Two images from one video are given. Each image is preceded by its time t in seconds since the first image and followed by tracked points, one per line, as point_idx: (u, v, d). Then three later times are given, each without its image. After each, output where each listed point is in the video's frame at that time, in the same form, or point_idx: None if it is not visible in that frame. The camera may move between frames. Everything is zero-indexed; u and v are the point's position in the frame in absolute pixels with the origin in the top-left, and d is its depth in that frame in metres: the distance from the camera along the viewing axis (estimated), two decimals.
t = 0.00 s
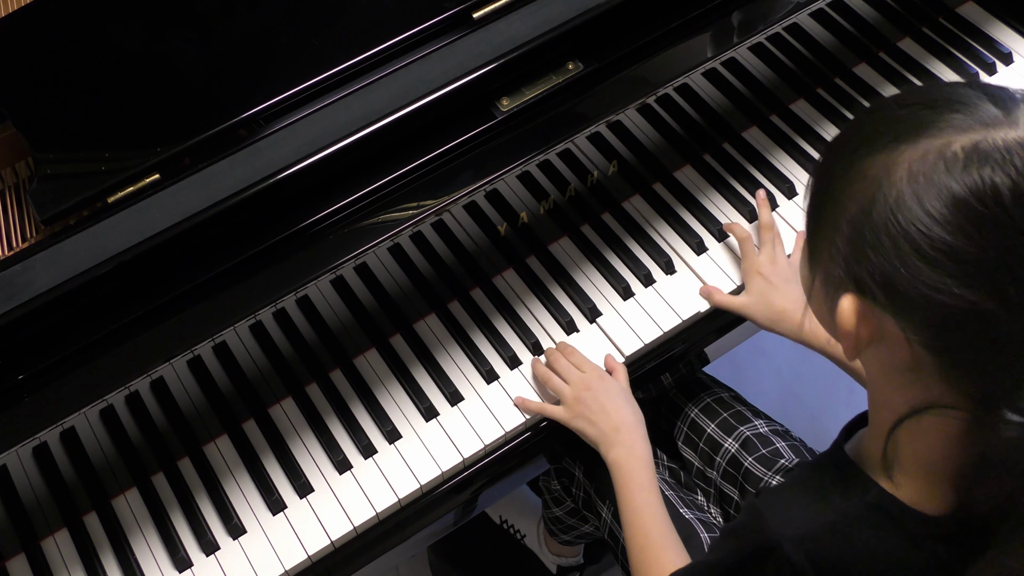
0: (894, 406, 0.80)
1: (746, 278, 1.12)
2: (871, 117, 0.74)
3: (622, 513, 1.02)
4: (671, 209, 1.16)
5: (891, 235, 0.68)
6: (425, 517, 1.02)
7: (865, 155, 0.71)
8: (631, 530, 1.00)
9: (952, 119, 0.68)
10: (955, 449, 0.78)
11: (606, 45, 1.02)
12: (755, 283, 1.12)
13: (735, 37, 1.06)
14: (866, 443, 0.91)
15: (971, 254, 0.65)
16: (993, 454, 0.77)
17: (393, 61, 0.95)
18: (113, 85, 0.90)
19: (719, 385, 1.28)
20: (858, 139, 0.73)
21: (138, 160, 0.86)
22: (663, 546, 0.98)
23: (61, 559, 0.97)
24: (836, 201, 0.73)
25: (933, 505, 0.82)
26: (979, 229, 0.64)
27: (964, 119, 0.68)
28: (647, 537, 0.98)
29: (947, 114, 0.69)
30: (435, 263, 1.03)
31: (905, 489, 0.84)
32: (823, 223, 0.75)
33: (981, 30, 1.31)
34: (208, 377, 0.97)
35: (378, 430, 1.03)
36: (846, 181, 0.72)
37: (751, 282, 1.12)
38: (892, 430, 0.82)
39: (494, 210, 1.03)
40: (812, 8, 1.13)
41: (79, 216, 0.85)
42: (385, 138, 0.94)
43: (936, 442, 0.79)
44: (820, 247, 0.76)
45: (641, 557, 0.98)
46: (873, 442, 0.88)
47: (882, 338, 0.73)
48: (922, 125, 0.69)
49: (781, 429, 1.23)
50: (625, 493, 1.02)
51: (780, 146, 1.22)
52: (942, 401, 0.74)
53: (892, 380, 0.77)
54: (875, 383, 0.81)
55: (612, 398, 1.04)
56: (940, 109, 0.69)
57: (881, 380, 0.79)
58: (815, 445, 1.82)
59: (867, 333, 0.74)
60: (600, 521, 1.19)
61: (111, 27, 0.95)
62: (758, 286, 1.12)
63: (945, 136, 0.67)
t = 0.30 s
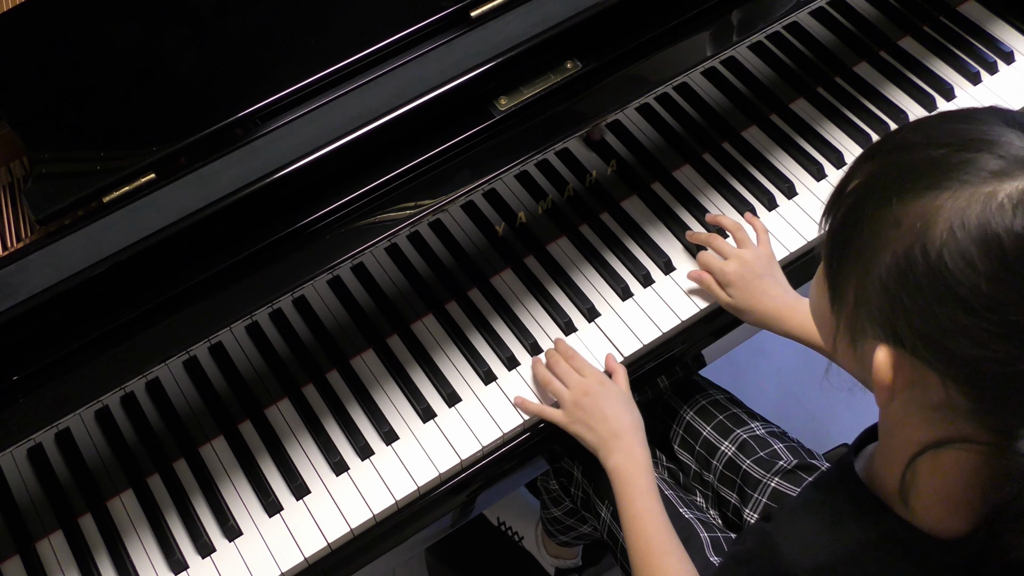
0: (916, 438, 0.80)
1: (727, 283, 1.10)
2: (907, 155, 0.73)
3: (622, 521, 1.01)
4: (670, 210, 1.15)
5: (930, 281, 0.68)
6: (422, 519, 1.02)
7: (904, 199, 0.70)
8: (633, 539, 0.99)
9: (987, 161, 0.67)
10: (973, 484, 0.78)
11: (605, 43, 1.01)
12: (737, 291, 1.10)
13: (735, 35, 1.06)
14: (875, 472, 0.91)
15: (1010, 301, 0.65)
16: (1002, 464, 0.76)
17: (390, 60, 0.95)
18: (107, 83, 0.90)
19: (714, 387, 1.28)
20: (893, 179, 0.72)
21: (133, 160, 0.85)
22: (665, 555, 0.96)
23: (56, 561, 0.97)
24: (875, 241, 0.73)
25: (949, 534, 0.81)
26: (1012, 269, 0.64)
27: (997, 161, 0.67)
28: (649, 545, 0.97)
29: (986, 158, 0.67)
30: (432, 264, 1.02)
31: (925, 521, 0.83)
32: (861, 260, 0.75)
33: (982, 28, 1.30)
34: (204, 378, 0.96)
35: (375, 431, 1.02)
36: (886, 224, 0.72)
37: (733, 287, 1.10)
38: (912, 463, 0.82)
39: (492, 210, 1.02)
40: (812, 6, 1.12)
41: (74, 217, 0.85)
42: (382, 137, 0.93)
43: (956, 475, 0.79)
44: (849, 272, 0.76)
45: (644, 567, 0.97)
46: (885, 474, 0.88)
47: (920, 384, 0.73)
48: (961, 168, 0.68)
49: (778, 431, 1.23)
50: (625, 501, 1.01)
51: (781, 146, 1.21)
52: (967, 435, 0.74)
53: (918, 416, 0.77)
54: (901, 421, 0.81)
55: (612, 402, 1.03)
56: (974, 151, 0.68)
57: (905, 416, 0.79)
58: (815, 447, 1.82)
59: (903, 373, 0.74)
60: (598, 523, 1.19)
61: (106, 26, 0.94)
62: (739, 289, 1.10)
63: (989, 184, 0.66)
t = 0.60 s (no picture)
0: (903, 443, 0.79)
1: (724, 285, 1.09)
2: (856, 158, 0.72)
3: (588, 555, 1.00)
4: (669, 210, 1.15)
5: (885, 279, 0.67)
6: (419, 521, 1.01)
7: (855, 206, 0.70)
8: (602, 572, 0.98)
9: (935, 161, 0.67)
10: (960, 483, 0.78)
11: (604, 41, 1.01)
12: (736, 293, 1.08)
13: (734, 34, 1.05)
14: (863, 481, 0.90)
15: (968, 299, 0.64)
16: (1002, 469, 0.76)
17: (388, 58, 0.94)
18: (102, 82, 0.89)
19: (715, 388, 1.27)
20: (841, 186, 0.72)
21: (128, 160, 0.84)
22: None
23: (51, 562, 0.96)
24: (830, 250, 0.72)
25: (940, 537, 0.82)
26: (972, 270, 0.63)
27: (943, 161, 0.67)
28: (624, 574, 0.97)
29: (930, 159, 0.67)
30: (429, 264, 1.02)
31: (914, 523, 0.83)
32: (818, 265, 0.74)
33: (983, 27, 1.29)
34: (200, 378, 0.96)
35: (372, 432, 1.02)
36: (840, 231, 0.71)
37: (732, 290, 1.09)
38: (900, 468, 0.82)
39: (490, 210, 1.02)
40: (812, 4, 1.12)
41: (69, 216, 0.84)
42: (381, 135, 0.92)
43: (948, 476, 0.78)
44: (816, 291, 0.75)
45: None
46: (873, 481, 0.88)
47: (894, 390, 0.73)
48: (908, 171, 0.68)
49: (779, 432, 1.22)
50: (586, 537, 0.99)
51: (780, 145, 1.20)
52: (948, 436, 0.74)
53: (900, 422, 0.77)
54: (883, 427, 0.80)
55: (551, 450, 0.99)
56: (916, 154, 0.68)
57: (886, 424, 0.79)
58: (815, 449, 1.81)
59: (879, 384, 0.73)
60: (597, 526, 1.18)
61: (101, 24, 0.93)
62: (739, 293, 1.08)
63: (935, 184, 0.66)
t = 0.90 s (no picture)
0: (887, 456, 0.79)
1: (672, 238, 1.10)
2: (855, 167, 0.72)
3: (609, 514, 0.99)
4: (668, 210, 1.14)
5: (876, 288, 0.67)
6: (415, 524, 1.01)
7: (850, 215, 0.69)
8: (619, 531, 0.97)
9: (936, 177, 0.66)
10: (943, 497, 0.78)
11: (601, 40, 1.00)
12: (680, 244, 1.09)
13: (732, 33, 1.05)
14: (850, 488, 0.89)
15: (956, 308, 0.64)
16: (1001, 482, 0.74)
17: (381, 59, 0.95)
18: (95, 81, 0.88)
19: (711, 390, 1.27)
20: (839, 193, 0.71)
21: (122, 160, 0.85)
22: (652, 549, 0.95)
23: (45, 565, 0.95)
24: (819, 256, 0.72)
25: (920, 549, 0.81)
26: (965, 290, 0.63)
27: (946, 177, 0.66)
28: (637, 540, 0.95)
29: (930, 175, 0.67)
30: (426, 263, 1.01)
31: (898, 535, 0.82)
32: (806, 269, 0.73)
33: (984, 26, 1.29)
34: (195, 379, 0.95)
35: (369, 433, 1.01)
36: (833, 238, 0.70)
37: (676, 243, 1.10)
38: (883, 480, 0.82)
39: (487, 210, 1.01)
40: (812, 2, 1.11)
41: (66, 215, 0.85)
42: (378, 136, 0.91)
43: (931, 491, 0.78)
44: (802, 294, 0.74)
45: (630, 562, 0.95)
46: (857, 491, 0.88)
47: (877, 403, 0.73)
48: (908, 186, 0.67)
49: (774, 434, 1.22)
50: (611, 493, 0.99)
51: (780, 145, 1.20)
52: (929, 452, 0.73)
53: (883, 434, 0.77)
54: (868, 439, 0.80)
55: (599, 392, 1.01)
56: (916, 167, 0.68)
57: (870, 436, 0.78)
58: (814, 451, 1.80)
59: (859, 396, 0.73)
60: (593, 529, 1.18)
61: (95, 22, 0.92)
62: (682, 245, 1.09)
63: (935, 202, 0.65)
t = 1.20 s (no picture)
0: (902, 487, 0.78)
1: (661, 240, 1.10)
2: (870, 194, 0.71)
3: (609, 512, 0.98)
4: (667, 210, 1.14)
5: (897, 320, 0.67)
6: (412, 526, 1.00)
7: (868, 250, 0.69)
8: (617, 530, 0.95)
9: (953, 211, 0.65)
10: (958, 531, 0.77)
11: (599, 39, 0.99)
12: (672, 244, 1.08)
13: (732, 32, 1.04)
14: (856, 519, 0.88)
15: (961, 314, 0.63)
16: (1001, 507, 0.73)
17: (384, 56, 0.93)
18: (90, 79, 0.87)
19: (702, 394, 1.27)
20: (853, 228, 0.70)
21: (120, 158, 0.83)
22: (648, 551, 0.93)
23: (40, 567, 0.95)
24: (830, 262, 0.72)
25: None
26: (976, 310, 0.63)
27: (968, 212, 0.65)
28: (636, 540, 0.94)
29: (950, 209, 0.66)
30: (423, 264, 1.00)
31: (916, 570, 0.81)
32: (821, 277, 0.73)
33: (986, 25, 1.28)
34: (191, 380, 0.94)
35: (367, 434, 1.00)
36: (850, 270, 0.70)
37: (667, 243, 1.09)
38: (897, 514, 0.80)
39: (485, 210, 1.00)
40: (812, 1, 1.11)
41: (59, 215, 0.83)
42: (375, 135, 0.91)
43: (945, 525, 0.77)
44: (816, 301, 0.74)
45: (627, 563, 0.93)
46: (869, 529, 0.85)
47: (898, 435, 0.72)
48: (927, 220, 0.66)
49: (768, 435, 1.21)
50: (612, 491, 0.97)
51: (780, 144, 1.19)
52: (949, 484, 0.73)
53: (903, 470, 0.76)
54: (885, 472, 0.78)
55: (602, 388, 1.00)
56: (932, 199, 0.67)
57: (888, 472, 0.78)
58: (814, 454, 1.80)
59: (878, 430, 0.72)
60: (590, 530, 1.18)
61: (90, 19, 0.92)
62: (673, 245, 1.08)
63: (957, 237, 0.64)
